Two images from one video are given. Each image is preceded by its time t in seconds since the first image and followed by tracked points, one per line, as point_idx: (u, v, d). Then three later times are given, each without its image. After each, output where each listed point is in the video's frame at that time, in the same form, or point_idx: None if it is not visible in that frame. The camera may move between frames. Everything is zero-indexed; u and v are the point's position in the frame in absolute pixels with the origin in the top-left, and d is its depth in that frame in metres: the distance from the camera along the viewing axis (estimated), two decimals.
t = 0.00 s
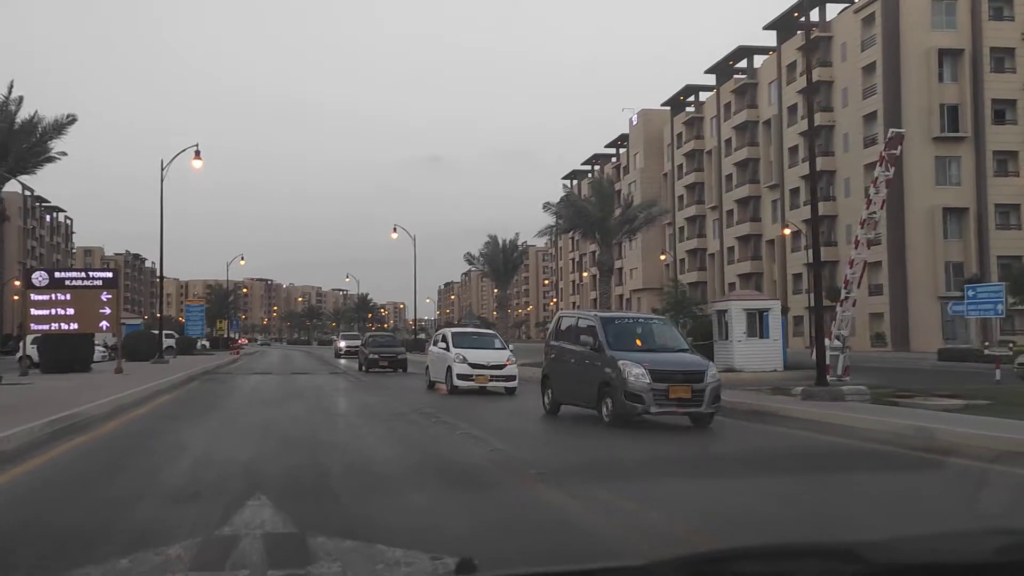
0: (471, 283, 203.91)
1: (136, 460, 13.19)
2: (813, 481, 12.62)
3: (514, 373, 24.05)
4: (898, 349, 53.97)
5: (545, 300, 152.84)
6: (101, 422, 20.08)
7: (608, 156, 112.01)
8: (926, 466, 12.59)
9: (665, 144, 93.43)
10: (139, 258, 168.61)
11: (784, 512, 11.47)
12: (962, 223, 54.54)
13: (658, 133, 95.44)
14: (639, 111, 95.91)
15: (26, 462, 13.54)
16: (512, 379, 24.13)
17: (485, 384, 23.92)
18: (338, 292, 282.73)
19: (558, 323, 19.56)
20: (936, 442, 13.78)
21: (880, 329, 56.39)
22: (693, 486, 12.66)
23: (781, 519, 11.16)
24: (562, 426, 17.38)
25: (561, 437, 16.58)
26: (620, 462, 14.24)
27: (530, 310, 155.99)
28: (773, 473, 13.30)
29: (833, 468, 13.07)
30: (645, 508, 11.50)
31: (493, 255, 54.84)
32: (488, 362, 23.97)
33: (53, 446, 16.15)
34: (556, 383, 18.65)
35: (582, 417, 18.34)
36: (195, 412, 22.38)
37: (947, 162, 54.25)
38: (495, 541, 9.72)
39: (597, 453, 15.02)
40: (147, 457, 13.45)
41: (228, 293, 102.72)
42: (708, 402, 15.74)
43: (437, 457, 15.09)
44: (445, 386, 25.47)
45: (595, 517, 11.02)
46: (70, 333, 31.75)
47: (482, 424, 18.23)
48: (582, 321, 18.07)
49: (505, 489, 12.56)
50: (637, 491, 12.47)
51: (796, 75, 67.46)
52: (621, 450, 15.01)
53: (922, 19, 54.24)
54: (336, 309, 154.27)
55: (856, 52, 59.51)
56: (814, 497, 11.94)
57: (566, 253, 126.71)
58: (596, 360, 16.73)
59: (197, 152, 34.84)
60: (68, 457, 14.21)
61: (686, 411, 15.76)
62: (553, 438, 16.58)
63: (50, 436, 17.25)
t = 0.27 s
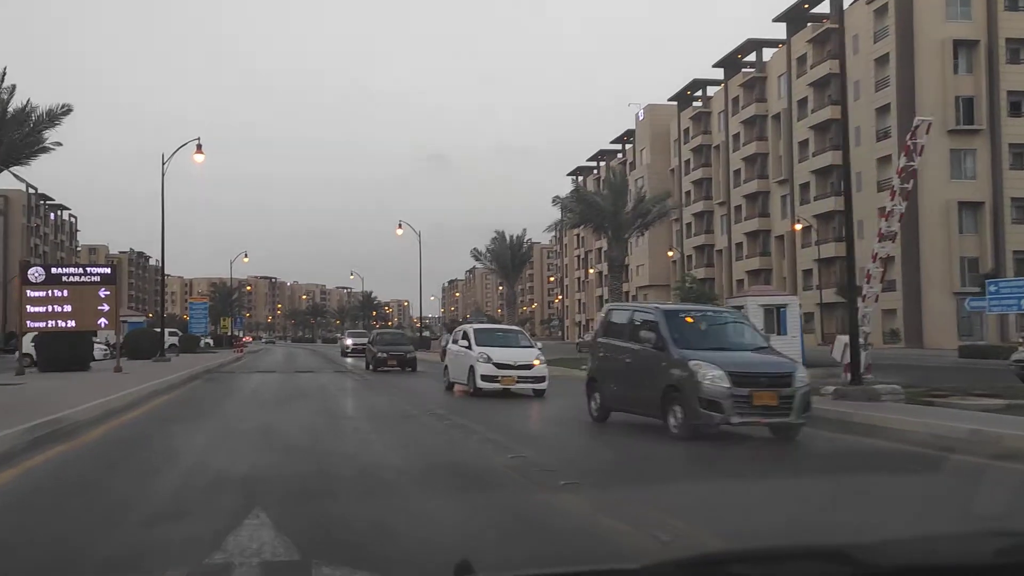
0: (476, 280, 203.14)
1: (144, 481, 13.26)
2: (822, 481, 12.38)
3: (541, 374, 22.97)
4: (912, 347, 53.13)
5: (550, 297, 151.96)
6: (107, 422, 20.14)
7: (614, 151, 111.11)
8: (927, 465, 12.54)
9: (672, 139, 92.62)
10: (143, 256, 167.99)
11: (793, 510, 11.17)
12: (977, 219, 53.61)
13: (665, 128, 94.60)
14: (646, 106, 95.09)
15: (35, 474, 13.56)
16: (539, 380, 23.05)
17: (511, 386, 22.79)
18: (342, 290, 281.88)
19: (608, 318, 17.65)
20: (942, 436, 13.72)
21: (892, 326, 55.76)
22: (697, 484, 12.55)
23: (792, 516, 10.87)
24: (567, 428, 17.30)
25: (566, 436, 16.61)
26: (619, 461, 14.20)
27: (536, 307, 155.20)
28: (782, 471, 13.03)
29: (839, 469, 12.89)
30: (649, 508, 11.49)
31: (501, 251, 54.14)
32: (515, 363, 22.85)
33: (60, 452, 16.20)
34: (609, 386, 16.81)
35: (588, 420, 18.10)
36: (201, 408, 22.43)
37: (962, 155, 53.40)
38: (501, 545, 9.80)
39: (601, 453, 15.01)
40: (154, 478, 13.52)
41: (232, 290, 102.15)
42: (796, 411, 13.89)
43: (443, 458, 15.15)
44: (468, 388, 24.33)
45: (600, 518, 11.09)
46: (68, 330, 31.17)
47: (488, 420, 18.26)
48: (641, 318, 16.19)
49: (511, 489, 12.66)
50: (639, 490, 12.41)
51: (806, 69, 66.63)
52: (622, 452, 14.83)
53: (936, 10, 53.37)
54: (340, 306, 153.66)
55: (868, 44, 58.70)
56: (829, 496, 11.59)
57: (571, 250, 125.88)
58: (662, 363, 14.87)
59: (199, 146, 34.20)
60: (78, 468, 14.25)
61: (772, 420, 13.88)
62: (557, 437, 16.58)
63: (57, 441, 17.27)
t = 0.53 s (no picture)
0: (481, 278, 202.60)
1: (143, 503, 13.26)
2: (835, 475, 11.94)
3: (578, 377, 20.78)
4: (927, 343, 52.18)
5: (557, 295, 151.12)
6: (113, 421, 20.17)
7: (621, 148, 110.23)
8: (933, 462, 12.33)
9: (680, 135, 91.78)
10: (149, 257, 167.74)
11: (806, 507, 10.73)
12: (992, 214, 52.64)
13: (673, 124, 93.74)
14: (653, 102, 94.20)
15: (34, 500, 13.57)
16: (575, 384, 20.85)
17: (544, 391, 20.58)
18: (349, 290, 281.42)
19: (671, 317, 14.87)
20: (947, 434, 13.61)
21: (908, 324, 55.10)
22: (702, 481, 12.29)
23: (806, 514, 10.41)
24: (572, 427, 16.98)
25: (576, 437, 16.19)
26: (624, 462, 13.93)
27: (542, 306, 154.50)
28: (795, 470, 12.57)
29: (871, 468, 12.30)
30: (651, 504, 11.35)
31: (509, 248, 53.36)
32: (550, 365, 20.64)
33: (62, 464, 16.22)
34: (679, 399, 14.02)
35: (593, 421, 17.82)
36: (208, 405, 22.44)
37: (977, 149, 52.62)
38: (500, 551, 9.79)
39: (604, 453, 14.83)
40: (153, 500, 13.52)
41: (238, 291, 101.78)
42: (936, 426, 10.97)
43: (447, 461, 15.14)
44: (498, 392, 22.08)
45: (600, 522, 11.03)
46: (65, 331, 30.70)
47: (492, 418, 18.22)
48: (716, 314, 13.44)
49: (511, 495, 12.63)
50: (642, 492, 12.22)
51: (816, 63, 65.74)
52: (626, 453, 14.48)
53: (949, 3, 52.56)
54: (346, 306, 153.14)
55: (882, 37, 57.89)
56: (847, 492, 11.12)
57: (578, 248, 125.05)
58: (750, 371, 12.12)
59: (202, 142, 33.52)
60: (76, 492, 14.24)
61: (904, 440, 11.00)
62: (562, 434, 16.35)
63: (60, 450, 17.29)
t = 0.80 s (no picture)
0: (488, 277, 201.86)
1: (151, 497, 13.18)
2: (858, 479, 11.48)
3: (622, 381, 18.44)
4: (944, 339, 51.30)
5: (564, 293, 150.34)
6: (124, 415, 20.17)
7: (629, 144, 109.35)
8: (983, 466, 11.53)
9: (689, 131, 90.91)
10: (157, 257, 167.48)
11: (830, 507, 10.26)
12: (1010, 207, 51.71)
13: (682, 120, 92.91)
14: (662, 98, 93.39)
15: (42, 494, 13.51)
16: (618, 389, 18.49)
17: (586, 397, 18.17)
18: (355, 289, 280.91)
19: (768, 310, 12.39)
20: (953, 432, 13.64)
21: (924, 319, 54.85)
22: (711, 487, 11.97)
23: (829, 514, 9.95)
24: (579, 429, 16.65)
25: (588, 441, 15.74)
26: (631, 470, 13.67)
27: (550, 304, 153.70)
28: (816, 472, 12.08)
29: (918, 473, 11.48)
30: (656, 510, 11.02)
31: (518, 245, 52.64)
32: (591, 366, 18.27)
33: (71, 459, 16.20)
34: (787, 409, 11.53)
35: (602, 424, 17.53)
36: (218, 399, 22.41)
37: (994, 141, 51.65)
38: (508, 548, 9.70)
39: (608, 456, 14.70)
40: (162, 493, 13.46)
41: (244, 289, 101.35)
42: None
43: (454, 459, 14.68)
44: (531, 396, 19.66)
45: (608, 518, 10.92)
46: (64, 330, 30.11)
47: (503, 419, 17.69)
48: (834, 308, 11.01)
49: (521, 490, 12.53)
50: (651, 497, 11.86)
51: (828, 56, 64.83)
52: (636, 463, 14.19)
53: None
54: (353, 305, 152.62)
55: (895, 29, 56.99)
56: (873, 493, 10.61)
57: (585, 246, 124.21)
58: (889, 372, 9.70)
59: (205, 138, 32.88)
60: (85, 486, 14.19)
61: None
62: (568, 438, 16.16)
63: (70, 445, 17.28)
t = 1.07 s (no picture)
0: (494, 276, 201.12)
1: (152, 496, 12.76)
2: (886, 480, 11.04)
3: (679, 386, 15.94)
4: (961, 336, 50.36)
5: (571, 291, 149.60)
6: (121, 415, 19.62)
7: (637, 141, 108.46)
8: None
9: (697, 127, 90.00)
10: (163, 257, 167.03)
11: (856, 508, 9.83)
12: None
13: (690, 116, 92.05)
14: (670, 93, 92.52)
15: (43, 491, 13.13)
16: (676, 396, 16.00)
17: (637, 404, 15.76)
18: (361, 287, 280.14)
19: (916, 304, 9.49)
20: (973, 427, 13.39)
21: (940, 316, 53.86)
22: (732, 489, 11.25)
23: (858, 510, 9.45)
24: (590, 423, 16.17)
25: (599, 441, 15.04)
26: (644, 461, 13.29)
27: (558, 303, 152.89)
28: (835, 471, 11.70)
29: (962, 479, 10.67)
30: (666, 508, 10.39)
31: (527, 242, 51.89)
32: (645, 370, 15.84)
33: (74, 458, 15.87)
34: (947, 421, 8.83)
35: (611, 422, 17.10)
36: (226, 398, 21.99)
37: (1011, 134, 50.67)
38: (515, 542, 9.20)
39: (620, 449, 14.31)
40: (158, 492, 13.02)
41: (250, 288, 100.82)
42: None
43: (459, 459, 14.10)
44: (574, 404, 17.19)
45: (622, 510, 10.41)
46: (61, 330, 29.60)
47: (513, 419, 17.00)
48: None
49: (530, 484, 11.98)
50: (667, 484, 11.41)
51: (840, 49, 63.92)
52: (654, 447, 13.74)
53: None
54: (359, 304, 152.01)
55: (909, 21, 56.02)
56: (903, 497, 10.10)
57: (592, 243, 123.38)
58: None
59: (208, 133, 32.17)
60: (87, 484, 13.81)
61: None
62: (577, 434, 15.80)
63: (73, 444, 16.93)
